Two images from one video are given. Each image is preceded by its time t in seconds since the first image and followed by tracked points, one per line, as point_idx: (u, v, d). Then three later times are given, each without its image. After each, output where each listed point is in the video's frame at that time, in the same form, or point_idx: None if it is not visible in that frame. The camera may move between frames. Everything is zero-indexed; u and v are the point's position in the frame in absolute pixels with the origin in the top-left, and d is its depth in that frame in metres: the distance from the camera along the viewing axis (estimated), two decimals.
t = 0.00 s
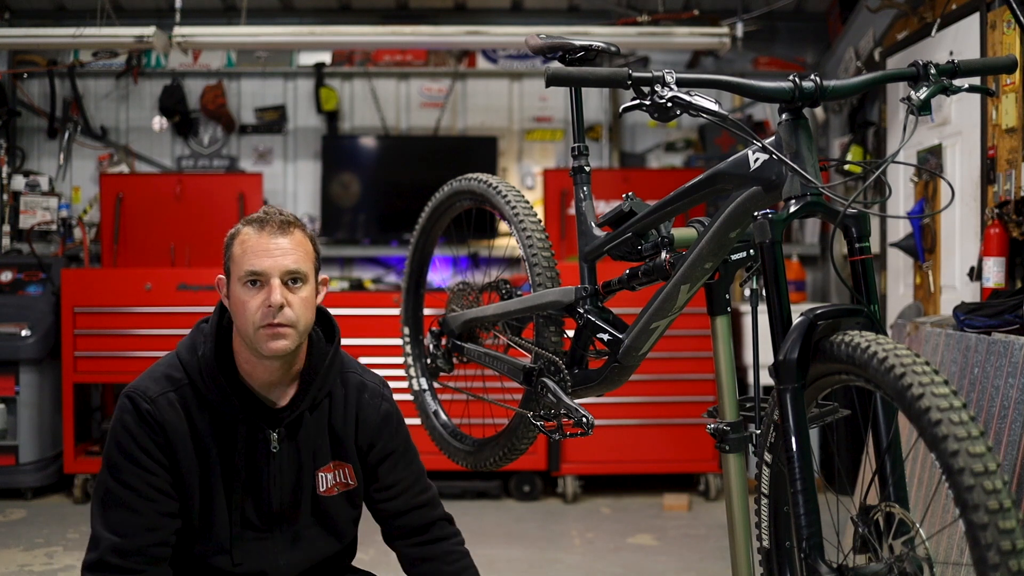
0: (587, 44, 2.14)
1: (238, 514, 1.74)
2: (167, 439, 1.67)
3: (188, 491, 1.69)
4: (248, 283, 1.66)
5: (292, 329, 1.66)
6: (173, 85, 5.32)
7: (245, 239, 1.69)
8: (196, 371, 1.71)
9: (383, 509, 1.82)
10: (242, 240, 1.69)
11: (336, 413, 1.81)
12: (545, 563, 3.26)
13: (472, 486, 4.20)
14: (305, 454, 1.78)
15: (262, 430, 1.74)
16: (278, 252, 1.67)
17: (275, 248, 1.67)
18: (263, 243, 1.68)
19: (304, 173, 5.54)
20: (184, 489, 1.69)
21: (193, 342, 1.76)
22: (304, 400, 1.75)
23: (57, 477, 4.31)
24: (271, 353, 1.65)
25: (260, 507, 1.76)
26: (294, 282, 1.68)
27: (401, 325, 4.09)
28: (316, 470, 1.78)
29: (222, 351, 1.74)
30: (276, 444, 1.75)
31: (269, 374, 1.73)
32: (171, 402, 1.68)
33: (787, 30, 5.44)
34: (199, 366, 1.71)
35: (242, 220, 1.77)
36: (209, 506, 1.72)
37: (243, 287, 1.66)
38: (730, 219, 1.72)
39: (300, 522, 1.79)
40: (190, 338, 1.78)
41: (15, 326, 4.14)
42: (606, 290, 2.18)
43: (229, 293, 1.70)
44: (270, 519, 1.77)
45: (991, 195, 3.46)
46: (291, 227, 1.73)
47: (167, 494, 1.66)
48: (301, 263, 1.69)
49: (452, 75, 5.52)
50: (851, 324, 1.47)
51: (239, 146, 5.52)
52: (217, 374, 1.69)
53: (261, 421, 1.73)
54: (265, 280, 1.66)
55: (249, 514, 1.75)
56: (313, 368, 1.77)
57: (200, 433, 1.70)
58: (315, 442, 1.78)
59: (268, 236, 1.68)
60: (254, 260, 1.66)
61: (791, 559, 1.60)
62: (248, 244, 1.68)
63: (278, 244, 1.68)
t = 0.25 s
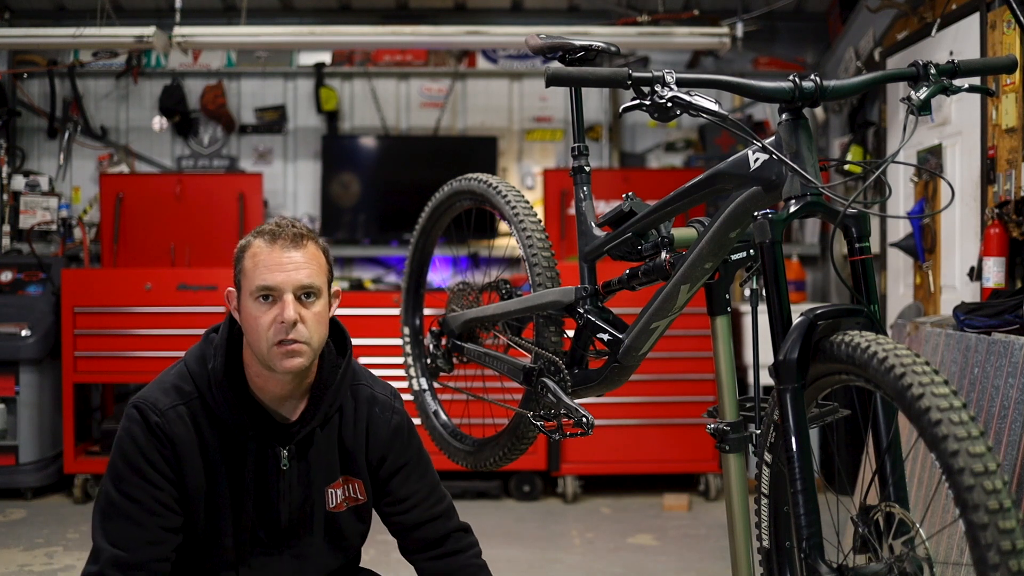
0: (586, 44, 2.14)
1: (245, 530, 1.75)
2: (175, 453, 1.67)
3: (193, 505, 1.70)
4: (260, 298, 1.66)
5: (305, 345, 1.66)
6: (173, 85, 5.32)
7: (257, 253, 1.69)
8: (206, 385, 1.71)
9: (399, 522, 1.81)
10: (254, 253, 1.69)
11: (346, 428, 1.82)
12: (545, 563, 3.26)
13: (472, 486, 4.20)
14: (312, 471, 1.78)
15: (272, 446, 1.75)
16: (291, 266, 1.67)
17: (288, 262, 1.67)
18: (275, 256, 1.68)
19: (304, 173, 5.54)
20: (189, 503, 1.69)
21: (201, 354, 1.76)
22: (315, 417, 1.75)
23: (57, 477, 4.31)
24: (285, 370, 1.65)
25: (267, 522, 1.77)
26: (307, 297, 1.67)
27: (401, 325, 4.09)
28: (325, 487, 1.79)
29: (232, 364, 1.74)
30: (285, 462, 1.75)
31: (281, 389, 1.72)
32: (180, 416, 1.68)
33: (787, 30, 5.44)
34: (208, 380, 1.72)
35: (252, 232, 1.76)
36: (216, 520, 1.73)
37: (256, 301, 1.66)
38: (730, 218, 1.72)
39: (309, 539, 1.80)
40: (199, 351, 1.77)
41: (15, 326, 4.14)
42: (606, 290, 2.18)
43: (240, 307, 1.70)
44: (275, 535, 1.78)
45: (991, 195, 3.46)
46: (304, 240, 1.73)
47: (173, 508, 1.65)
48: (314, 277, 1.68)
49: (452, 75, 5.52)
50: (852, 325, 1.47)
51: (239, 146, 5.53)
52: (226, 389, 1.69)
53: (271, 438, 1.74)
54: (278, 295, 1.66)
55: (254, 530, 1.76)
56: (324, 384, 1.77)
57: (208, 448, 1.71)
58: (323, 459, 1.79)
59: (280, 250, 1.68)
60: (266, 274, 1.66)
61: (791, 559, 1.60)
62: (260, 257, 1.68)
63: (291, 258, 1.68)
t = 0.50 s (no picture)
0: (586, 44, 2.14)
1: (247, 538, 1.75)
2: (176, 460, 1.67)
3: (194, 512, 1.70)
4: (260, 302, 1.66)
5: (306, 350, 1.66)
6: (173, 85, 5.32)
7: (259, 256, 1.69)
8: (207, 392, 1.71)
9: (402, 527, 1.81)
10: (255, 256, 1.69)
11: (348, 434, 1.81)
12: (545, 563, 3.26)
13: (472, 486, 4.20)
14: (314, 477, 1.78)
15: (274, 453, 1.74)
16: (292, 270, 1.67)
17: (289, 266, 1.67)
18: (277, 260, 1.68)
19: (304, 173, 5.54)
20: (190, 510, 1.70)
21: (203, 361, 1.75)
22: (316, 423, 1.75)
23: (57, 477, 4.31)
24: (285, 376, 1.65)
25: (268, 529, 1.78)
26: (309, 301, 1.67)
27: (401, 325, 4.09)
28: (327, 492, 1.79)
29: (233, 369, 1.73)
30: (287, 469, 1.75)
31: (282, 394, 1.72)
32: (180, 423, 1.68)
33: (787, 30, 5.44)
34: (209, 386, 1.71)
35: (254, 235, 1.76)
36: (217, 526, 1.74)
37: (257, 305, 1.66)
38: (731, 218, 1.72)
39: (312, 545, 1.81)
40: (200, 357, 1.77)
41: (15, 326, 4.14)
42: (606, 290, 2.18)
43: (241, 310, 1.70)
44: (278, 541, 1.79)
45: (991, 194, 3.46)
46: (306, 244, 1.72)
47: (173, 515, 1.65)
48: (316, 281, 1.68)
49: (452, 75, 5.52)
50: (852, 325, 1.47)
51: (239, 145, 5.52)
52: (227, 396, 1.69)
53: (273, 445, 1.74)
54: (279, 300, 1.66)
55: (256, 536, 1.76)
56: (325, 389, 1.77)
57: (209, 455, 1.71)
58: (325, 465, 1.79)
59: (282, 253, 1.68)
60: (268, 278, 1.66)
61: (791, 559, 1.59)
62: (261, 260, 1.68)
63: (292, 261, 1.68)
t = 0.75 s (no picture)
0: (586, 44, 2.14)
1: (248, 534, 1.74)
2: (176, 454, 1.66)
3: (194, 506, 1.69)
4: (261, 298, 1.66)
5: (307, 346, 1.67)
6: (173, 85, 5.32)
7: (259, 252, 1.69)
8: (207, 387, 1.71)
9: (402, 521, 1.81)
10: (255, 253, 1.69)
11: (347, 429, 1.81)
12: (545, 563, 3.26)
13: (472, 486, 4.20)
14: (314, 472, 1.78)
15: (273, 447, 1.74)
16: (294, 265, 1.67)
17: (290, 262, 1.67)
18: (276, 257, 1.67)
19: (304, 173, 5.54)
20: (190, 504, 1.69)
21: (202, 358, 1.75)
22: (315, 418, 1.75)
23: (56, 477, 4.31)
24: (286, 370, 1.65)
25: (269, 525, 1.77)
26: (310, 297, 1.68)
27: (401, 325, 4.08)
28: (326, 487, 1.79)
29: (232, 365, 1.73)
30: (287, 462, 1.74)
31: (281, 389, 1.72)
32: (180, 417, 1.68)
33: (787, 30, 5.44)
34: (208, 382, 1.71)
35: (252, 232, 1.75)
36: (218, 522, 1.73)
37: (258, 301, 1.66)
38: (731, 218, 1.72)
39: (312, 541, 1.79)
40: (199, 355, 1.77)
41: (15, 326, 4.13)
42: (607, 290, 2.18)
43: (241, 307, 1.69)
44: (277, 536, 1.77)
45: (991, 194, 3.46)
46: (306, 240, 1.72)
47: (173, 509, 1.65)
48: (317, 277, 1.69)
49: (452, 75, 5.52)
50: (852, 324, 1.47)
51: (239, 145, 5.52)
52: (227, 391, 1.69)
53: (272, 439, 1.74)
54: (280, 296, 1.66)
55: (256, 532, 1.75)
56: (324, 384, 1.77)
57: (209, 449, 1.70)
58: (325, 460, 1.79)
59: (283, 250, 1.68)
60: (268, 274, 1.66)
61: (791, 559, 1.59)
62: (262, 256, 1.68)
63: (293, 258, 1.68)
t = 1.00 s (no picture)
0: (586, 44, 2.14)
1: (251, 525, 1.72)
2: (181, 447, 1.63)
3: (198, 499, 1.67)
4: (316, 297, 1.63)
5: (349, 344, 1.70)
6: (173, 85, 5.32)
7: (308, 250, 1.64)
8: (212, 380, 1.67)
9: (405, 509, 1.79)
10: (304, 249, 1.63)
11: (349, 420, 1.79)
12: (545, 563, 3.26)
13: (472, 486, 4.20)
14: (319, 464, 1.76)
15: (278, 438, 1.71)
16: (345, 267, 1.67)
17: (340, 263, 1.66)
18: (327, 254, 1.65)
19: (304, 173, 5.54)
20: (194, 497, 1.66)
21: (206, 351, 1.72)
22: (320, 409, 1.72)
23: (56, 477, 4.31)
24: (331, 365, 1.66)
25: (273, 517, 1.74)
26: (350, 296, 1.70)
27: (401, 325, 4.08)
28: (330, 479, 1.77)
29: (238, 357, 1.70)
30: (292, 454, 1.72)
31: (297, 382, 1.71)
32: (185, 410, 1.65)
33: (787, 30, 5.44)
34: (213, 374, 1.68)
35: (278, 224, 1.68)
36: (222, 514, 1.70)
37: (316, 301, 1.62)
38: (730, 219, 1.72)
39: (317, 532, 1.77)
40: (204, 348, 1.74)
41: (15, 326, 4.13)
42: (606, 290, 2.18)
43: (280, 304, 1.63)
44: (283, 529, 1.75)
45: (991, 194, 3.46)
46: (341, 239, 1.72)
47: (177, 501, 1.62)
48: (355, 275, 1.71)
49: (452, 75, 5.52)
50: (852, 325, 1.47)
51: (239, 145, 5.52)
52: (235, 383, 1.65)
53: (278, 429, 1.71)
54: (335, 297, 1.65)
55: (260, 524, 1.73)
56: (330, 375, 1.73)
57: (214, 442, 1.68)
58: (330, 452, 1.76)
59: (333, 249, 1.66)
60: (325, 275, 1.63)
61: (791, 559, 1.59)
62: (314, 255, 1.64)
63: (340, 255, 1.67)
